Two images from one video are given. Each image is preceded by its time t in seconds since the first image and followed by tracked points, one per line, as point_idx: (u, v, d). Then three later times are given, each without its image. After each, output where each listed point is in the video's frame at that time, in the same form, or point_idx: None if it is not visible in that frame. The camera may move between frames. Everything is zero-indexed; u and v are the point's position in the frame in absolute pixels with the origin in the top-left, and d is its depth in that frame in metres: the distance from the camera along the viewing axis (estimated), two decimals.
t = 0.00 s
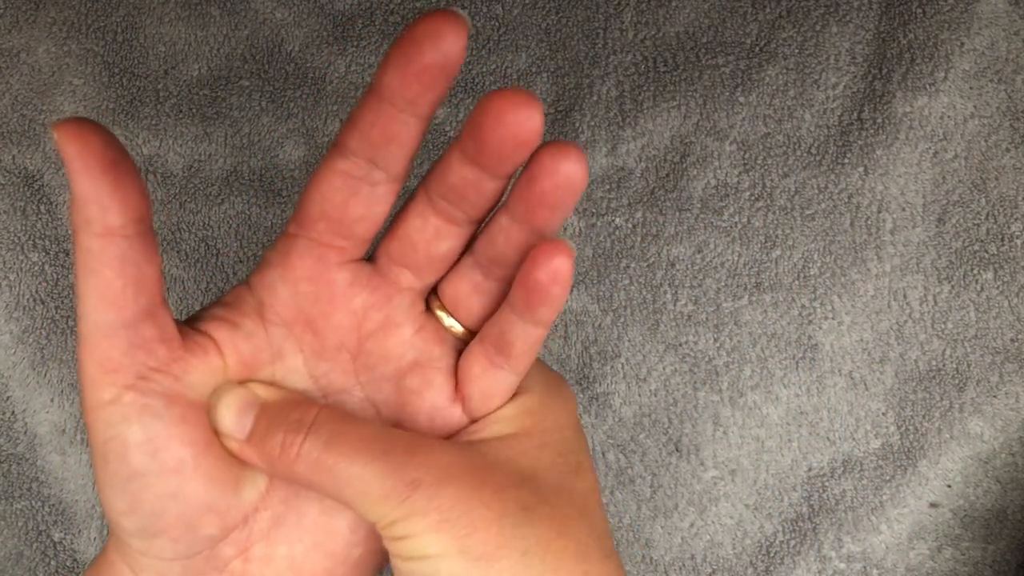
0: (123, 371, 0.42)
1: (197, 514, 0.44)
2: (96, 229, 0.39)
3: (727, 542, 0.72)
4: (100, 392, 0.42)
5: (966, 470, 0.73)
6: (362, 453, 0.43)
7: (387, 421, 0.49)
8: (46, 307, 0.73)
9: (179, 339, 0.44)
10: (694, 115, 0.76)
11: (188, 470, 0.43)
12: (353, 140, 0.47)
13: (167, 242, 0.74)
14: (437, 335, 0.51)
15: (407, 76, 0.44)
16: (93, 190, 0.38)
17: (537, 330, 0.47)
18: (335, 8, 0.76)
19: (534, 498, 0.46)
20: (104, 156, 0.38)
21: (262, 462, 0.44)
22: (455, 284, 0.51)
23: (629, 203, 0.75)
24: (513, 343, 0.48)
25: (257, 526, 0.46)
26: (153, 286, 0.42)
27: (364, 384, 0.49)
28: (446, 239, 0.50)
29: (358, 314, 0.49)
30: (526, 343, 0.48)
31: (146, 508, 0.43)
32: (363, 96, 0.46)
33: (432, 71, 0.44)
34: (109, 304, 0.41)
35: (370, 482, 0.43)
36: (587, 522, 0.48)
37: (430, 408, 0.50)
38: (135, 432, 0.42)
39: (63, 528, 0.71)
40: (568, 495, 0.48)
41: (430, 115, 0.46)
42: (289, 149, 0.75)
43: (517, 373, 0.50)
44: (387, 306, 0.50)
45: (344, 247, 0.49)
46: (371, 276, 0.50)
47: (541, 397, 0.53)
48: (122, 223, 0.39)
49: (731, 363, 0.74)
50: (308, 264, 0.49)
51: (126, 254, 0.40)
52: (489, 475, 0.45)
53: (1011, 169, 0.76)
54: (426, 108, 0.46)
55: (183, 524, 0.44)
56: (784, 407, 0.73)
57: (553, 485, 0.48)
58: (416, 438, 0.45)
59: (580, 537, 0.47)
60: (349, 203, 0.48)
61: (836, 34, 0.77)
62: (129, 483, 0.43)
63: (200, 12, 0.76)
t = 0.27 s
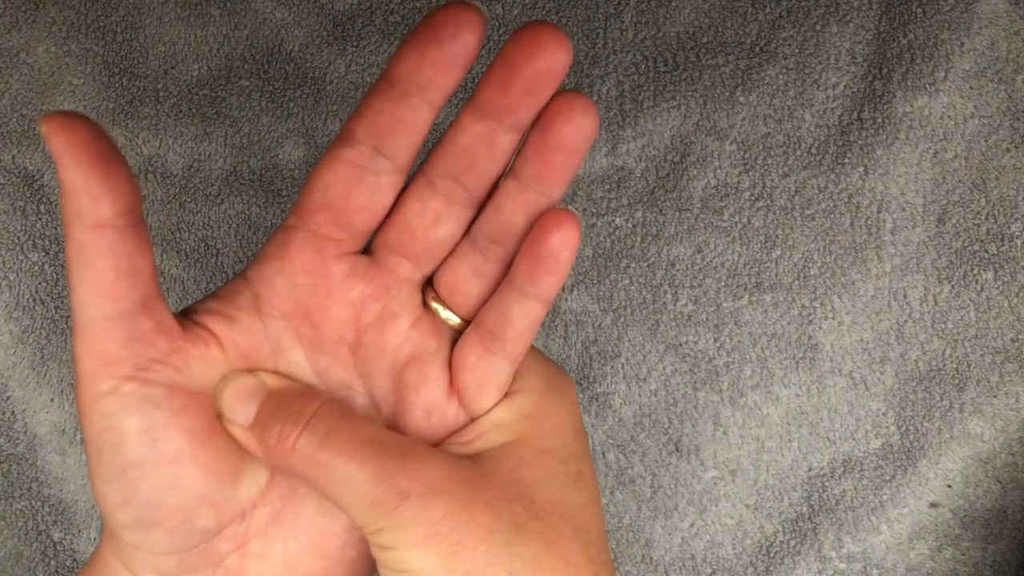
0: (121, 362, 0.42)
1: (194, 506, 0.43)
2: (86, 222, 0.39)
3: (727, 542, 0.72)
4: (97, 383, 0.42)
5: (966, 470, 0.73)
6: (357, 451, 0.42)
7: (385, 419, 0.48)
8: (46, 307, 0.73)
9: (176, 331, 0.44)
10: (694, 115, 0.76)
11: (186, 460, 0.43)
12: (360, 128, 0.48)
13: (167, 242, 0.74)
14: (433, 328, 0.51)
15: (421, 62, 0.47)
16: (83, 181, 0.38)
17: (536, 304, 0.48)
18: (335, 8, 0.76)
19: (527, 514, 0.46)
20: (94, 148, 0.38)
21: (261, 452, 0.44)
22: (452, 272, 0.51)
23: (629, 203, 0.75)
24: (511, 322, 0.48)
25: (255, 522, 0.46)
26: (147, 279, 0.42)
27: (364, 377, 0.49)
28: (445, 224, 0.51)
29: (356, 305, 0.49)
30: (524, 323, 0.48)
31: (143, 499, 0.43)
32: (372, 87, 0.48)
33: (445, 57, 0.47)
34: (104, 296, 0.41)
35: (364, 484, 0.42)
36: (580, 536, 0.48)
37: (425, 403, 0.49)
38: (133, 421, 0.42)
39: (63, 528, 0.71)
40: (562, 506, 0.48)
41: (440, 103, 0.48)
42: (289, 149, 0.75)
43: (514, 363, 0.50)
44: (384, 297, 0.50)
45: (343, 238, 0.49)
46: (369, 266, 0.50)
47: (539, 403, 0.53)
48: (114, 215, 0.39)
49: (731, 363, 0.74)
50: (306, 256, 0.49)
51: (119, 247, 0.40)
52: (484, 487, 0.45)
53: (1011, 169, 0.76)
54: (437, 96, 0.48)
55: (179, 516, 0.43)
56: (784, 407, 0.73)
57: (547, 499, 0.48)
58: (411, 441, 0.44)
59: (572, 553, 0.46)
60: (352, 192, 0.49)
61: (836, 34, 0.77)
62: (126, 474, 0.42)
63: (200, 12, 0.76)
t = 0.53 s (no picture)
0: (120, 368, 0.42)
1: (193, 514, 0.44)
2: (86, 225, 0.39)
3: (727, 543, 0.72)
4: (97, 389, 0.42)
5: (967, 470, 0.73)
6: (367, 451, 0.43)
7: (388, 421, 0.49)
8: (46, 307, 0.72)
9: (177, 336, 0.44)
10: (694, 115, 0.76)
11: (185, 468, 0.43)
12: (361, 135, 0.47)
13: (167, 242, 0.74)
14: (436, 331, 0.51)
15: (425, 67, 0.46)
16: (82, 184, 0.38)
17: (541, 313, 0.48)
18: (335, 7, 0.76)
19: (540, 509, 0.47)
20: (94, 150, 0.38)
21: (265, 460, 0.44)
22: (456, 276, 0.51)
23: (629, 203, 0.75)
24: (517, 329, 0.49)
25: (256, 533, 0.46)
26: (148, 283, 0.42)
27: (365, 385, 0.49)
28: (448, 229, 0.51)
29: (358, 312, 0.49)
30: (530, 329, 0.49)
31: (142, 506, 0.43)
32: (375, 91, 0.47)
33: (450, 63, 0.46)
34: (104, 300, 0.40)
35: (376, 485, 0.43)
36: (592, 528, 0.49)
37: (430, 407, 0.49)
38: (132, 428, 0.42)
39: (62, 528, 0.71)
40: (571, 502, 0.49)
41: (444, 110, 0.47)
42: (289, 149, 0.75)
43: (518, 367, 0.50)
44: (386, 303, 0.50)
45: (344, 246, 0.49)
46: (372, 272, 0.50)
47: (545, 400, 0.54)
48: (113, 218, 0.39)
49: (731, 363, 0.73)
50: (307, 262, 0.48)
51: (119, 250, 0.40)
52: (495, 483, 0.46)
53: (1011, 169, 0.76)
54: (440, 103, 0.47)
55: (179, 524, 0.44)
56: (784, 407, 0.73)
57: (558, 494, 0.49)
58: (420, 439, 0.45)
59: (585, 547, 0.47)
60: (353, 199, 0.48)
61: (836, 33, 0.77)
62: (126, 481, 0.43)
63: (199, 12, 0.76)
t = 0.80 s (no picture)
0: (120, 379, 0.42)
1: (195, 526, 0.44)
2: (85, 234, 0.38)
3: (727, 543, 0.72)
4: (97, 400, 0.42)
5: (966, 470, 0.73)
6: (383, 449, 0.44)
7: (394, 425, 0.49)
8: (46, 308, 0.72)
9: (178, 345, 0.43)
10: (694, 115, 0.76)
11: (186, 482, 0.43)
12: (376, 143, 0.47)
13: (167, 242, 0.74)
14: (444, 336, 0.51)
15: (445, 80, 0.45)
16: (81, 194, 0.37)
17: (550, 314, 0.50)
18: (335, 7, 0.76)
19: (565, 476, 0.47)
20: (93, 159, 0.37)
21: (277, 479, 0.44)
22: (464, 281, 0.51)
23: (629, 203, 0.75)
24: (527, 331, 0.50)
25: (261, 542, 0.46)
26: (148, 292, 0.41)
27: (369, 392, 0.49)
28: (456, 235, 0.50)
29: (365, 321, 0.49)
30: (539, 331, 0.50)
31: (144, 519, 0.43)
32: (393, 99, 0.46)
33: (471, 77, 0.45)
34: (104, 310, 0.40)
35: (396, 476, 0.43)
36: (618, 497, 0.48)
37: (439, 411, 0.50)
38: (133, 442, 0.42)
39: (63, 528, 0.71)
40: (593, 475, 0.48)
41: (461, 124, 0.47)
42: (289, 148, 0.75)
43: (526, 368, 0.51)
44: (393, 311, 0.50)
45: (352, 255, 0.49)
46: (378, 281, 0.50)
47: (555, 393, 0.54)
48: (113, 227, 0.39)
49: (731, 363, 0.73)
50: (314, 273, 0.48)
51: (119, 259, 0.39)
52: (516, 457, 0.46)
53: (1011, 169, 0.76)
54: (458, 117, 0.46)
55: (182, 536, 0.44)
56: (784, 407, 0.73)
57: (581, 466, 0.49)
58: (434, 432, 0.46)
59: (615, 512, 0.47)
60: (364, 207, 0.48)
61: (836, 33, 0.77)
62: (127, 494, 0.43)
63: (199, 12, 0.76)
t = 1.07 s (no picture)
0: (110, 372, 0.41)
1: (189, 518, 0.44)
2: (75, 228, 0.38)
3: (728, 543, 0.72)
4: (88, 394, 0.41)
5: (967, 470, 0.73)
6: (366, 449, 0.43)
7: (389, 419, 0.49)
8: (46, 308, 0.72)
9: (168, 337, 0.43)
10: (694, 115, 0.76)
11: (179, 474, 0.43)
12: (372, 133, 0.47)
13: (167, 242, 0.74)
14: (439, 330, 0.51)
15: (439, 67, 0.46)
16: (69, 187, 0.37)
17: (547, 309, 0.50)
18: (335, 7, 0.76)
19: (543, 489, 0.47)
20: (81, 153, 0.37)
21: (262, 466, 0.44)
22: (460, 276, 0.51)
23: (629, 203, 0.75)
24: (523, 326, 0.50)
25: (255, 533, 0.46)
26: (138, 285, 0.41)
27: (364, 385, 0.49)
28: (451, 229, 0.51)
29: (359, 312, 0.49)
30: (535, 326, 0.50)
31: (139, 512, 0.43)
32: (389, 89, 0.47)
33: (466, 65, 0.46)
34: (93, 303, 0.40)
35: (376, 479, 0.43)
36: (595, 510, 0.48)
37: (434, 404, 0.50)
38: (125, 435, 0.42)
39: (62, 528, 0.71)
40: (573, 487, 0.49)
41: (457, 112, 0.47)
42: (289, 149, 0.75)
43: (521, 364, 0.51)
44: (388, 303, 0.50)
45: (347, 245, 0.49)
46: (373, 272, 0.50)
47: (543, 395, 0.54)
48: (102, 220, 0.38)
49: (731, 363, 0.73)
50: (309, 262, 0.48)
51: (110, 252, 0.39)
52: (496, 469, 0.46)
53: (1011, 169, 0.76)
54: (453, 104, 0.47)
55: (176, 529, 0.44)
56: (784, 407, 0.73)
57: (560, 478, 0.49)
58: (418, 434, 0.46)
59: (590, 528, 0.47)
60: (358, 198, 0.48)
61: (836, 33, 0.77)
62: (121, 488, 0.43)
63: (199, 12, 0.76)
